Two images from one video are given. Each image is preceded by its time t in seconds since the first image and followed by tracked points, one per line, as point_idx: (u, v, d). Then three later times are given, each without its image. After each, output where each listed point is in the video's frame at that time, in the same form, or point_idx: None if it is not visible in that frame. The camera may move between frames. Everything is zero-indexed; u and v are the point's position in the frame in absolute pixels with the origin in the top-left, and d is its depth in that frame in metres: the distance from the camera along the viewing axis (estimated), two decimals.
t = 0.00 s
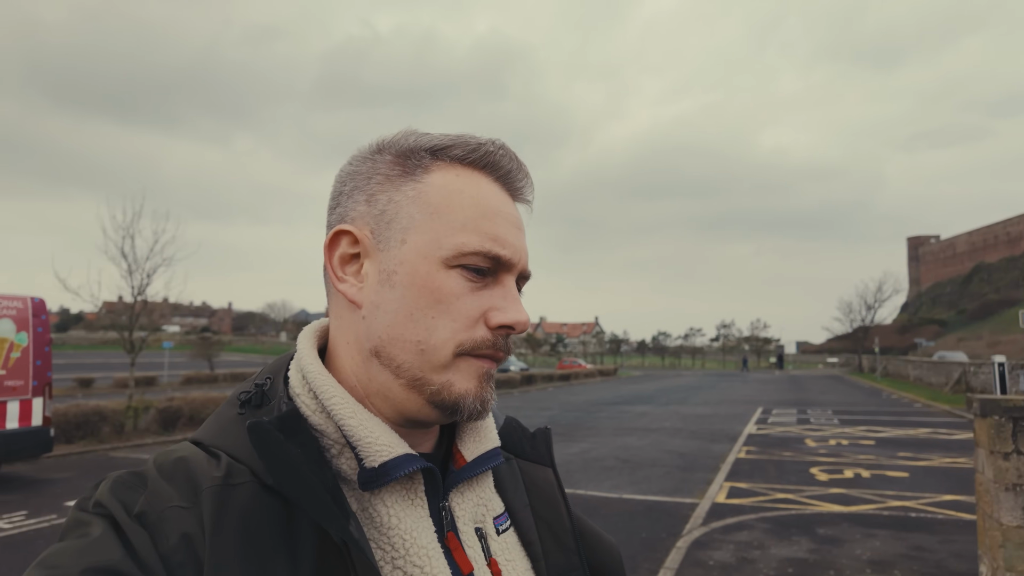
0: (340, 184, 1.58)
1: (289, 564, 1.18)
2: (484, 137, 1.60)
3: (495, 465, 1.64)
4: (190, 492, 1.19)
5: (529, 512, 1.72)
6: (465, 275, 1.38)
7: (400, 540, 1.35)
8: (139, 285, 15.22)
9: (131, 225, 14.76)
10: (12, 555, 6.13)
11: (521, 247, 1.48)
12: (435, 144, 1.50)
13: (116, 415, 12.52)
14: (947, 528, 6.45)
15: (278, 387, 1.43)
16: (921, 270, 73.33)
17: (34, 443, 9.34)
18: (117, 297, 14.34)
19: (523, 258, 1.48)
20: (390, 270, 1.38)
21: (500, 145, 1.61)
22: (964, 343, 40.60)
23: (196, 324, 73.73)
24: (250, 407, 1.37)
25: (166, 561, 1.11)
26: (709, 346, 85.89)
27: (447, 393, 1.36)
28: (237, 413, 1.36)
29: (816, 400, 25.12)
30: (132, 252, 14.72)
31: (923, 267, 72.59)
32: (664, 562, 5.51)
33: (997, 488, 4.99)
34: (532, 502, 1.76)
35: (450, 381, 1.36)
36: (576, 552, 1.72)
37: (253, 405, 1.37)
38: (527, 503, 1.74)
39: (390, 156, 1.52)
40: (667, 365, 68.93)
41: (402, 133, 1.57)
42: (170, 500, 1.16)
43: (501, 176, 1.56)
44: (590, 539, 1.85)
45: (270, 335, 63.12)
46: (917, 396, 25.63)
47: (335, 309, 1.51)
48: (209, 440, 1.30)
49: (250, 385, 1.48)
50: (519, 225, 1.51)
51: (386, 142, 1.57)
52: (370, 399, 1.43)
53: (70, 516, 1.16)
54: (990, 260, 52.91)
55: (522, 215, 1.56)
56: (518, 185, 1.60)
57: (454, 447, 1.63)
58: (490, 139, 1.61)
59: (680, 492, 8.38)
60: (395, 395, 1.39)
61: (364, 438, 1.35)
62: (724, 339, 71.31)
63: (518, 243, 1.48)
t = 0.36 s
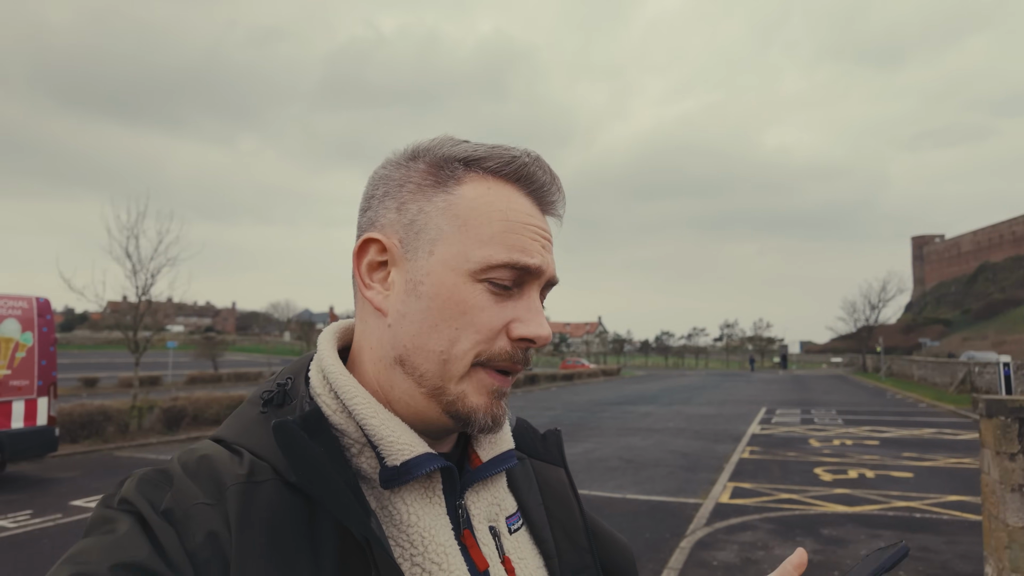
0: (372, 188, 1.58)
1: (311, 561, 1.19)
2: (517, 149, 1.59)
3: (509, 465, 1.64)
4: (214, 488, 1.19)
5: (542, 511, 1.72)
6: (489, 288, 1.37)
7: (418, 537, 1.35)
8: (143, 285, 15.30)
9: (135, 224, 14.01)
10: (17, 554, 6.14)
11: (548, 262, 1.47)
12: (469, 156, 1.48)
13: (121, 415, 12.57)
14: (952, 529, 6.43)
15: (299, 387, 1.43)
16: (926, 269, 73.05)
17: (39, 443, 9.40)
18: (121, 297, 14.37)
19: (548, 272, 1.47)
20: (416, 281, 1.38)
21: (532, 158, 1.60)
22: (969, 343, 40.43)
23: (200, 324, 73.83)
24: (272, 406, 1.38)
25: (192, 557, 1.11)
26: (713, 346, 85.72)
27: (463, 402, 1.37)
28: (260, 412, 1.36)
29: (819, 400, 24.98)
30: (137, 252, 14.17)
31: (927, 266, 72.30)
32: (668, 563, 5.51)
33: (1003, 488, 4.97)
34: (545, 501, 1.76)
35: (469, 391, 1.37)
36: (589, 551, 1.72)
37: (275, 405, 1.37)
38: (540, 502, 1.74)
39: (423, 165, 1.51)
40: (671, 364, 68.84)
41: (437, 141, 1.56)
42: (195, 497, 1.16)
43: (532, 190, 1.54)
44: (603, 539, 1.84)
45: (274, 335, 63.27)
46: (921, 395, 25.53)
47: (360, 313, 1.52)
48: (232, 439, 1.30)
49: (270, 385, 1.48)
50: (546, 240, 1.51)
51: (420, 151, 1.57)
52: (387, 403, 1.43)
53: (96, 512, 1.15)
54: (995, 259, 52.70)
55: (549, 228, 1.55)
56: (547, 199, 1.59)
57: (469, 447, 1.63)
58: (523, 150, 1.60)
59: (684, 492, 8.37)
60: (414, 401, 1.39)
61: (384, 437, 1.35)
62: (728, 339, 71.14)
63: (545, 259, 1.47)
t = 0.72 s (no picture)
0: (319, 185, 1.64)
1: (325, 526, 1.19)
2: (425, 91, 1.56)
3: (519, 444, 1.64)
4: (228, 456, 1.18)
5: (552, 490, 1.70)
6: (423, 241, 1.36)
7: (431, 507, 1.34)
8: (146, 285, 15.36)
9: (138, 223, 13.26)
10: (19, 552, 6.15)
11: (479, 196, 1.43)
12: (374, 116, 1.48)
13: (124, 414, 12.66)
14: (956, 527, 6.40)
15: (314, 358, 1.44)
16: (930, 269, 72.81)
17: (43, 442, 9.43)
18: (124, 299, 14.50)
19: (484, 206, 1.43)
20: (358, 257, 1.40)
21: (444, 95, 1.56)
22: (974, 343, 40.28)
23: (204, 325, 74.06)
24: (288, 375, 1.38)
25: (207, 526, 1.10)
26: (716, 346, 85.57)
27: (434, 357, 1.35)
28: (276, 381, 1.37)
29: (823, 400, 24.90)
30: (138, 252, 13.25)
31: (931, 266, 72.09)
32: (670, 561, 5.50)
33: (1007, 485, 4.94)
34: (555, 481, 1.74)
35: (435, 346, 1.34)
36: (599, 532, 1.69)
37: (292, 373, 1.38)
38: (550, 482, 1.72)
39: (340, 142, 1.54)
40: (674, 364, 68.77)
41: (351, 116, 1.58)
42: (208, 466, 1.16)
43: (450, 128, 1.50)
44: (612, 523, 1.83)
45: (277, 336, 63.38)
46: (925, 396, 25.44)
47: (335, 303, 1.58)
48: (245, 407, 1.30)
49: (285, 356, 1.49)
50: (473, 172, 1.47)
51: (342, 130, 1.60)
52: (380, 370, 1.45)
53: (107, 483, 1.13)
54: (999, 259, 52.51)
55: (479, 161, 1.51)
56: (471, 131, 1.54)
57: (481, 423, 1.63)
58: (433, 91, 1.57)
59: (687, 491, 8.35)
60: (392, 365, 1.39)
61: (399, 405, 1.34)
62: (731, 338, 71.02)
63: (474, 194, 1.43)
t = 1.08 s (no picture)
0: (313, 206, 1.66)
1: (341, 539, 1.18)
2: (405, 103, 1.54)
3: (532, 454, 1.63)
4: (244, 471, 1.19)
5: (565, 500, 1.70)
6: (416, 262, 1.36)
7: (445, 521, 1.34)
8: (148, 287, 15.39)
9: (139, 226, 14.59)
10: (23, 554, 6.15)
11: (467, 210, 1.42)
12: (355, 138, 1.49)
13: (127, 415, 12.63)
14: (960, 530, 6.38)
15: (326, 372, 1.46)
16: (931, 271, 72.73)
17: (46, 444, 9.42)
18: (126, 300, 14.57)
19: (474, 220, 1.42)
20: (354, 283, 1.42)
21: (422, 105, 1.54)
22: (976, 344, 40.21)
23: (205, 326, 74.12)
24: (301, 391, 1.39)
25: (225, 541, 1.10)
26: (717, 347, 85.49)
27: (440, 380, 1.35)
28: (289, 397, 1.38)
29: (825, 402, 24.88)
30: (142, 254, 14.57)
31: (933, 267, 71.99)
32: (673, 564, 5.49)
33: (1012, 489, 4.93)
34: (568, 490, 1.74)
35: (439, 368, 1.35)
36: (613, 541, 1.70)
37: (304, 389, 1.39)
38: (563, 491, 1.72)
39: (325, 167, 1.55)
40: (675, 365, 68.68)
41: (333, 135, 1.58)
42: (225, 481, 1.16)
43: (430, 140, 1.49)
44: (625, 530, 1.83)
45: (278, 337, 63.44)
46: (927, 397, 25.38)
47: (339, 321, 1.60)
48: (260, 422, 1.30)
49: (298, 370, 1.51)
50: (460, 184, 1.45)
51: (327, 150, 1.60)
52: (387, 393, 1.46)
53: (125, 499, 1.14)
54: (1001, 260, 52.42)
55: (468, 170, 1.49)
56: (452, 139, 1.52)
57: (493, 434, 1.63)
58: (411, 102, 1.55)
59: (689, 493, 8.33)
60: (396, 386, 1.40)
61: (408, 422, 1.35)
62: (732, 339, 70.94)
63: (462, 207, 1.42)
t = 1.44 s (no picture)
0: (299, 196, 1.54)
1: (318, 542, 1.18)
2: (425, 104, 1.55)
3: (516, 456, 1.62)
4: (221, 474, 1.19)
5: (549, 501, 1.70)
6: (461, 255, 1.38)
7: (425, 523, 1.34)
8: (148, 287, 15.42)
9: (140, 226, 14.32)
10: (23, 554, 6.15)
11: (502, 207, 1.48)
12: (382, 131, 1.46)
13: (127, 416, 12.63)
14: (960, 530, 6.37)
15: (306, 373, 1.44)
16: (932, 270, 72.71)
17: (46, 444, 9.44)
18: (127, 300, 14.59)
19: (508, 218, 1.48)
20: (388, 276, 1.37)
21: (443, 106, 1.57)
22: (977, 344, 40.17)
23: (206, 326, 74.22)
24: (280, 392, 1.38)
25: (199, 544, 1.10)
26: (718, 347, 85.50)
27: (475, 370, 1.38)
28: (268, 398, 1.37)
29: (826, 402, 24.84)
30: (142, 254, 14.28)
31: (933, 267, 71.99)
32: (672, 564, 5.48)
33: (1011, 489, 4.92)
34: (552, 491, 1.73)
35: (478, 358, 1.38)
36: (597, 543, 1.69)
37: (283, 390, 1.38)
38: (546, 493, 1.71)
39: (338, 157, 1.48)
40: (676, 365, 68.69)
41: (343, 124, 1.52)
42: (200, 483, 1.16)
43: (458, 140, 1.53)
44: (611, 531, 1.82)
45: (278, 337, 63.50)
46: (927, 398, 25.37)
47: (334, 321, 1.51)
48: (238, 424, 1.30)
49: (279, 371, 1.49)
50: (490, 184, 1.51)
51: (332, 140, 1.52)
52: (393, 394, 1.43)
53: (100, 501, 1.14)
54: (1002, 260, 52.40)
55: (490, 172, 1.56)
56: (474, 141, 1.57)
57: (476, 435, 1.62)
58: (431, 102, 1.57)
59: (689, 493, 8.33)
60: (415, 380, 1.41)
61: (390, 422, 1.34)
62: (733, 339, 70.95)
63: (498, 204, 1.48)
